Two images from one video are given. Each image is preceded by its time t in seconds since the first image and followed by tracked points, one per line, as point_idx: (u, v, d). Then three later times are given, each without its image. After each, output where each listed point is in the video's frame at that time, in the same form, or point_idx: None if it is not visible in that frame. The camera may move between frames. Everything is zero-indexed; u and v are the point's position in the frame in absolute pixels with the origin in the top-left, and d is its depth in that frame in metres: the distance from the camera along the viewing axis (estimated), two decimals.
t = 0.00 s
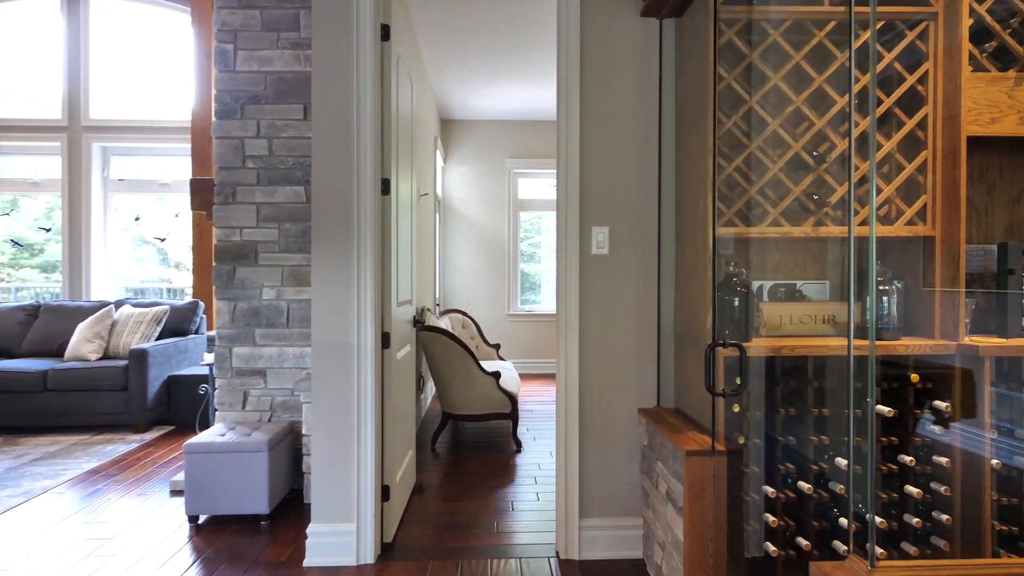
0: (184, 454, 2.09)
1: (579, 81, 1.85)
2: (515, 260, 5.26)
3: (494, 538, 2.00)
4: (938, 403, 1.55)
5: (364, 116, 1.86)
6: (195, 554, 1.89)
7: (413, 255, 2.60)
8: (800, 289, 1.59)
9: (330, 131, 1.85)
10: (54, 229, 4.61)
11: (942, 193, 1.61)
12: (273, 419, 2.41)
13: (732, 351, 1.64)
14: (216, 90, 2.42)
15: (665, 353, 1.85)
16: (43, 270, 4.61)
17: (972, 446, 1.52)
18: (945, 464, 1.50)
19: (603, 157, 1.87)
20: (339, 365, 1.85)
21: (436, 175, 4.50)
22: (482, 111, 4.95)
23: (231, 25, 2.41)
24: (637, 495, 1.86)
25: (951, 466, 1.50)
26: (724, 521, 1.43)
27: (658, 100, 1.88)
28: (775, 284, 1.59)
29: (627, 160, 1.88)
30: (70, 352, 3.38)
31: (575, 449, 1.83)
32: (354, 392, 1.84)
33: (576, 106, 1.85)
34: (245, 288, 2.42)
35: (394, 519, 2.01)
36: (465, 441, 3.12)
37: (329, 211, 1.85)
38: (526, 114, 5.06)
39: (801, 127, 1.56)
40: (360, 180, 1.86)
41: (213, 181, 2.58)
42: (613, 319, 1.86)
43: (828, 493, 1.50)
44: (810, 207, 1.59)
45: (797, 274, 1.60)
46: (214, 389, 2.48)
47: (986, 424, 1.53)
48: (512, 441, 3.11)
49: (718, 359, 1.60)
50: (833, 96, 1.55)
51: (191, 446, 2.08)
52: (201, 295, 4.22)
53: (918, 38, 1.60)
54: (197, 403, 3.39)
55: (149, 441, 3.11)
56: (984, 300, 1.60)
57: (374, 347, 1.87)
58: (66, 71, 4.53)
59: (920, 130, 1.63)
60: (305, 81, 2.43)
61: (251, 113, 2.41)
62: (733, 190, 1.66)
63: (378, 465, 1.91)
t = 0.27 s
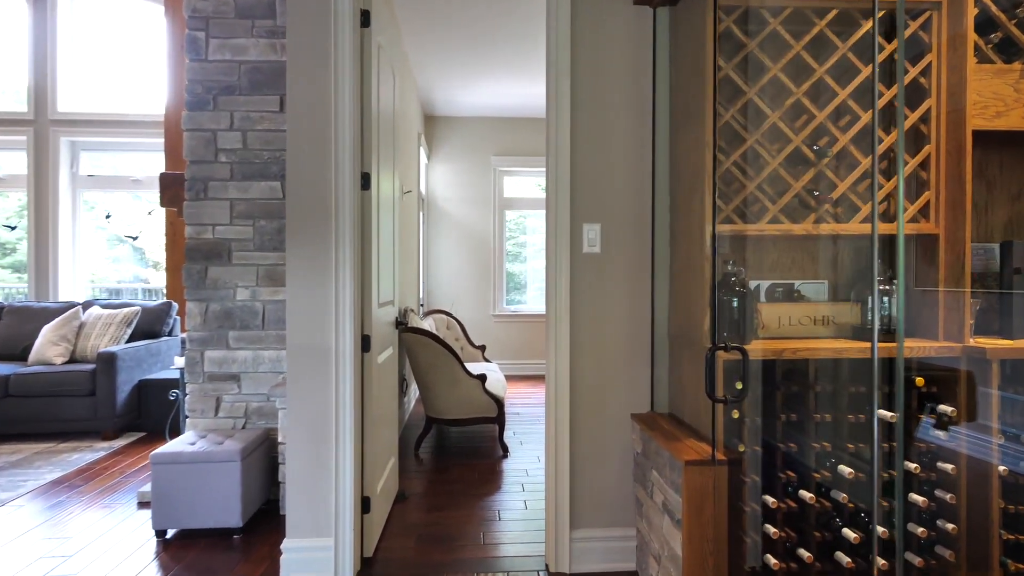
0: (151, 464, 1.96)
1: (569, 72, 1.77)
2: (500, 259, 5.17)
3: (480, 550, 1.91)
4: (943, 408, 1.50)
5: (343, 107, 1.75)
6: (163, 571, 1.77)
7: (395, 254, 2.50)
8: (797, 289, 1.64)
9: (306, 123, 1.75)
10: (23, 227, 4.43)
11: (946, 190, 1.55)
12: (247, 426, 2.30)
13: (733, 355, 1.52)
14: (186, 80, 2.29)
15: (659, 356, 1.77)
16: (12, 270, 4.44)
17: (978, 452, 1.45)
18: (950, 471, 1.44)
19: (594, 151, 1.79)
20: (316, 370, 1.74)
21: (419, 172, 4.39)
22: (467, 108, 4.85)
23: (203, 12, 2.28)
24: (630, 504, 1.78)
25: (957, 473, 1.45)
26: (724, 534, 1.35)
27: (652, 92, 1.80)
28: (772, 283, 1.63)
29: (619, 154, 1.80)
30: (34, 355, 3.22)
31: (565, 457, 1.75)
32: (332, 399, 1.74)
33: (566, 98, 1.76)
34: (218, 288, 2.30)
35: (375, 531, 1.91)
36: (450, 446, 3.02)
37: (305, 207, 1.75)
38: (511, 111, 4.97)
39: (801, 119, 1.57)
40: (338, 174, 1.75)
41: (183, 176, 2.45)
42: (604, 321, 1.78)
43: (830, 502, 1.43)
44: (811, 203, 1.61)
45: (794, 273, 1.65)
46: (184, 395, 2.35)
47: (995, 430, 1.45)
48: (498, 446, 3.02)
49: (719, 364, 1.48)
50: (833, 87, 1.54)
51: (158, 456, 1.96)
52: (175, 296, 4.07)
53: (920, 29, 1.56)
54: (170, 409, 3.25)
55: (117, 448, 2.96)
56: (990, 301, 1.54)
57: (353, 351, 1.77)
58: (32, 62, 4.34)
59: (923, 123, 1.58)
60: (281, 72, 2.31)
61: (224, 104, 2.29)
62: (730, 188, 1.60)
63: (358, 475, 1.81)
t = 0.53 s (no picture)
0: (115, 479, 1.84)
1: (561, 63, 1.68)
2: (487, 260, 5.07)
3: (466, 568, 1.81)
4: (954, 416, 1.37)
5: (320, 97, 1.64)
6: None
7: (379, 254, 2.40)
8: (799, 291, 1.63)
9: (280, 114, 1.63)
10: None
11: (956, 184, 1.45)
12: (221, 436, 2.17)
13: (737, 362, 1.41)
14: (156, 70, 2.17)
15: (655, 363, 1.69)
16: None
17: (992, 462, 1.33)
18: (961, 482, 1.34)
19: (588, 146, 1.70)
20: (293, 378, 1.64)
21: (404, 170, 4.29)
22: (453, 105, 4.74)
23: None
24: (626, 518, 1.69)
25: (968, 485, 1.34)
26: (728, 554, 1.27)
27: (648, 85, 1.72)
28: (772, 285, 1.62)
29: (614, 150, 1.71)
30: None
31: (557, 469, 1.66)
32: (309, 408, 1.64)
33: (558, 90, 1.67)
34: (189, 290, 2.17)
35: (355, 548, 1.80)
36: (436, 453, 2.92)
37: (280, 204, 1.64)
38: (498, 108, 4.88)
39: (804, 115, 1.54)
40: (316, 169, 1.64)
41: (153, 172, 2.32)
42: (599, 325, 1.69)
43: (837, 517, 1.36)
44: (815, 202, 1.57)
45: (795, 276, 1.64)
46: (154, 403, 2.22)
47: (1011, 438, 1.32)
48: (485, 453, 2.92)
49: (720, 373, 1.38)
50: (839, 81, 1.51)
51: (123, 470, 1.83)
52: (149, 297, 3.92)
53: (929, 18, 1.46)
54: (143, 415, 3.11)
55: (85, 458, 2.82)
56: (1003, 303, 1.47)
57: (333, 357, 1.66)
58: None
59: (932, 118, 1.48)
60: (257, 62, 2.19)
61: (196, 96, 2.17)
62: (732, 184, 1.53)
63: (338, 488, 1.71)
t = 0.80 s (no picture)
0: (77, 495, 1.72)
1: (555, 53, 1.58)
2: (475, 260, 4.97)
3: None
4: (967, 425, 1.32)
5: (298, 86, 1.54)
6: None
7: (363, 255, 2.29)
8: (804, 293, 1.58)
9: (255, 103, 1.52)
10: None
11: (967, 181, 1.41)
12: (194, 446, 2.06)
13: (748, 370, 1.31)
14: (124, 60, 2.05)
15: (653, 369, 1.60)
16: None
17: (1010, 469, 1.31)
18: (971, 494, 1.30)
19: (582, 140, 1.61)
20: (268, 386, 1.53)
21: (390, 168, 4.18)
22: (441, 101, 4.64)
23: None
24: (622, 533, 1.61)
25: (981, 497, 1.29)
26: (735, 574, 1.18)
27: (646, 76, 1.63)
28: (776, 287, 1.55)
29: (610, 145, 1.62)
30: None
31: (550, 481, 1.56)
32: (287, 418, 1.53)
33: (551, 81, 1.58)
34: (160, 293, 2.05)
35: (337, 564, 1.72)
36: (422, 460, 2.82)
37: (253, 201, 1.53)
38: (486, 105, 4.78)
39: (812, 107, 1.45)
40: (293, 163, 1.53)
41: (122, 167, 2.20)
42: (594, 329, 1.60)
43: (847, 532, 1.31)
44: (824, 199, 1.47)
45: (798, 277, 1.59)
46: (123, 412, 2.10)
47: None
48: (474, 460, 2.83)
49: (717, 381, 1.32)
50: (848, 72, 1.45)
51: (86, 485, 1.72)
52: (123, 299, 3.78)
53: (937, 9, 1.43)
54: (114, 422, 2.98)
55: (52, 469, 2.68)
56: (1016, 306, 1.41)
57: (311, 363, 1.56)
58: None
59: (941, 111, 1.43)
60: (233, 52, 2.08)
61: (168, 87, 2.05)
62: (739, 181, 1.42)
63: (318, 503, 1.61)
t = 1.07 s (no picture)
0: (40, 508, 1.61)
1: (551, 38, 1.49)
2: (464, 259, 4.88)
3: None
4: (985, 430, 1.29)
5: (277, 71, 1.44)
6: None
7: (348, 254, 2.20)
8: (810, 293, 1.52)
9: (231, 89, 1.42)
10: None
11: (985, 174, 1.33)
12: (169, 454, 1.95)
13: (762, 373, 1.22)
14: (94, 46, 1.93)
15: (654, 373, 1.52)
16: None
17: None
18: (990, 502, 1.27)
19: (580, 131, 1.52)
20: (245, 392, 1.43)
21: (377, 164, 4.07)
22: (429, 97, 4.54)
23: None
24: (621, 544, 1.53)
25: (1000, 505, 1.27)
26: None
27: (646, 64, 1.54)
28: (782, 286, 1.50)
29: (608, 136, 1.53)
30: None
31: (547, 491, 1.48)
32: (266, 427, 1.44)
33: (547, 68, 1.49)
34: (132, 292, 1.94)
35: None
36: (410, 466, 2.72)
37: (229, 194, 1.42)
38: (475, 101, 4.69)
39: (823, 96, 1.38)
40: (272, 153, 1.43)
41: (92, 160, 2.09)
42: (593, 331, 1.52)
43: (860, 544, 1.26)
44: (834, 192, 1.40)
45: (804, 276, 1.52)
46: (92, 419, 1.98)
47: None
48: (464, 465, 2.73)
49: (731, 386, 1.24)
50: (860, 59, 1.39)
51: (49, 498, 1.60)
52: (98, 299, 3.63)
53: None
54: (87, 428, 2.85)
55: (20, 477, 2.55)
56: None
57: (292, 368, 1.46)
58: None
59: (955, 102, 1.36)
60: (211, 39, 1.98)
61: (139, 75, 1.94)
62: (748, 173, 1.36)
63: (298, 516, 1.51)
